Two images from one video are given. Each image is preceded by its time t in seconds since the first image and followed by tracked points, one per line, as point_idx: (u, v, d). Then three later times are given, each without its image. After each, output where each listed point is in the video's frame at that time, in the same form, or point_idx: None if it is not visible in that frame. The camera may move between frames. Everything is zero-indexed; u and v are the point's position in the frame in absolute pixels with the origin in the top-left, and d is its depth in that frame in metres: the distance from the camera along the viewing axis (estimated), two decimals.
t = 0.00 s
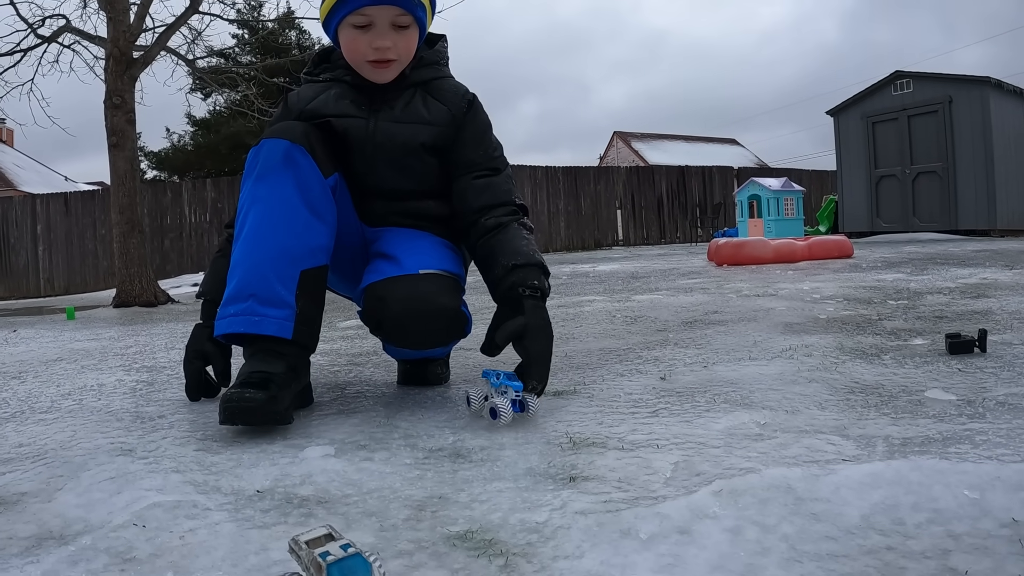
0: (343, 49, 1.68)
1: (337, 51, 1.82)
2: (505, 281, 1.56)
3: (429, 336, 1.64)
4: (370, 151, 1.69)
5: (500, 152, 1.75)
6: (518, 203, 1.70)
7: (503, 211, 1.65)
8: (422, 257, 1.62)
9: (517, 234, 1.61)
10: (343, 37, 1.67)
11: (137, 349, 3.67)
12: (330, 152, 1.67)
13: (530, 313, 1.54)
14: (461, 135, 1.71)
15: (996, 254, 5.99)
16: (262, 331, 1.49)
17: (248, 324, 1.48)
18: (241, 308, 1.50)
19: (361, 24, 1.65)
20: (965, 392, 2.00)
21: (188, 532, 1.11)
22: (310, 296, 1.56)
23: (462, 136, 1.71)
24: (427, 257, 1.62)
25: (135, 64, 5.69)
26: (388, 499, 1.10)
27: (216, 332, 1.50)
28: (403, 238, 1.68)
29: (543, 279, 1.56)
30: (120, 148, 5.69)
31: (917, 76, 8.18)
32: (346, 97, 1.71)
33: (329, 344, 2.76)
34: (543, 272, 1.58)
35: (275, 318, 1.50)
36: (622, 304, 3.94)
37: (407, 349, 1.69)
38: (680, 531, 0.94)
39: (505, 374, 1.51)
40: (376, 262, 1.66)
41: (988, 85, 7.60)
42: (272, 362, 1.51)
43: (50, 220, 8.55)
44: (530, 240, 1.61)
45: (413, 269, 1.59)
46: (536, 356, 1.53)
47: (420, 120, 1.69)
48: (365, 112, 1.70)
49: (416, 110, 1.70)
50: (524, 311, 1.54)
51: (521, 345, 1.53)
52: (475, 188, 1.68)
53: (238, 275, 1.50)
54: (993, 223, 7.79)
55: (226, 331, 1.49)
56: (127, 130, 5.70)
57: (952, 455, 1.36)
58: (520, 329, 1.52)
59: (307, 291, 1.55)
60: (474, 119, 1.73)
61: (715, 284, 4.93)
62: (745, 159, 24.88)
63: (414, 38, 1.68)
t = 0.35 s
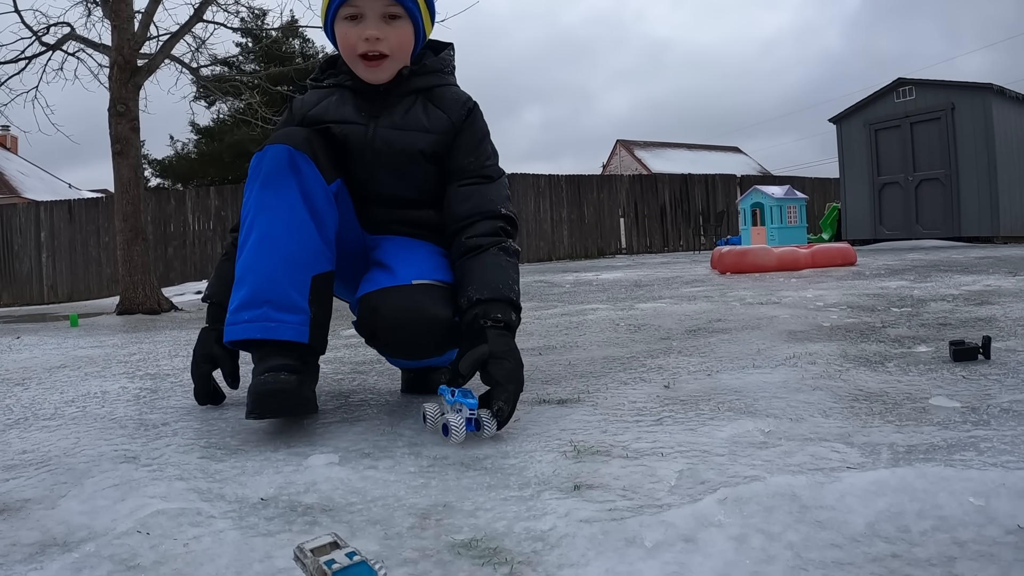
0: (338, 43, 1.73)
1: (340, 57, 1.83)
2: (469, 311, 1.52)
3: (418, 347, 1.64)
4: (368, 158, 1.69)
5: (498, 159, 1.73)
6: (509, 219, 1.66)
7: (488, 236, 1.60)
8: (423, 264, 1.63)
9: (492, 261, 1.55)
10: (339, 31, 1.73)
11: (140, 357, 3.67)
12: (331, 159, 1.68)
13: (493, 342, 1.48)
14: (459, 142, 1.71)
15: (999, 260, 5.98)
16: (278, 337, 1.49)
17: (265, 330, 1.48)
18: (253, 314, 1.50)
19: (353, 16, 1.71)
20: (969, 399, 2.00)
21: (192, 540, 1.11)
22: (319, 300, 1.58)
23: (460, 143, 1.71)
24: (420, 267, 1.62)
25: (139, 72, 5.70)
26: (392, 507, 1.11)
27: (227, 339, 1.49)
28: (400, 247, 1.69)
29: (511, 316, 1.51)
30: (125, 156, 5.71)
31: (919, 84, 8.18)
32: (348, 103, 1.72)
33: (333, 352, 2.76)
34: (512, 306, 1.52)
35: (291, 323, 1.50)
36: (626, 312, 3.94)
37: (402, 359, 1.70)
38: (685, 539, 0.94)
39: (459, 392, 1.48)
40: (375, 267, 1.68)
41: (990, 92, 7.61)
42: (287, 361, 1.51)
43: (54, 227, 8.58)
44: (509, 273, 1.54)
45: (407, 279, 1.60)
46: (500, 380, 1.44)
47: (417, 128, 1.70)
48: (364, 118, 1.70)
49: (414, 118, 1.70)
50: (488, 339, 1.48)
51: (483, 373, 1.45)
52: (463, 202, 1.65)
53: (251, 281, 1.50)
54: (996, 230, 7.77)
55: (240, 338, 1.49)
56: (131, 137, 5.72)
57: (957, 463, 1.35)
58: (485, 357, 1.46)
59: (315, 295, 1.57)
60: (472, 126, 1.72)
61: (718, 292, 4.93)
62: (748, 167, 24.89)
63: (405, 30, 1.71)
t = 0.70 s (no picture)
0: (348, 40, 1.77)
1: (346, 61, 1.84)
2: (477, 317, 1.51)
3: (432, 359, 1.62)
4: (381, 164, 1.70)
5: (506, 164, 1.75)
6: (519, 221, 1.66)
7: (495, 240, 1.61)
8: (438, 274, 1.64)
9: (496, 264, 1.55)
10: (348, 28, 1.78)
11: (143, 362, 3.68)
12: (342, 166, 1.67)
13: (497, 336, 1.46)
14: (470, 148, 1.72)
15: (1002, 266, 5.97)
16: (300, 349, 1.50)
17: (287, 342, 1.49)
18: (273, 326, 1.50)
19: (363, 12, 1.76)
20: (973, 406, 1.99)
21: (195, 546, 1.11)
22: (331, 310, 1.59)
23: (471, 148, 1.72)
24: (434, 279, 1.62)
25: (143, 79, 5.72)
26: (396, 514, 1.11)
27: (244, 351, 1.49)
28: (410, 255, 1.68)
29: (515, 312, 1.48)
30: (128, 162, 5.73)
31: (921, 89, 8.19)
32: (359, 108, 1.73)
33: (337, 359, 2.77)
34: (517, 302, 1.50)
35: (312, 336, 1.51)
36: (629, 319, 3.95)
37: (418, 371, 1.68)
38: (688, 546, 0.94)
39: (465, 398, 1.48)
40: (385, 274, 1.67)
41: (993, 98, 7.62)
42: (305, 374, 1.52)
43: (57, 233, 8.61)
44: (515, 273, 1.53)
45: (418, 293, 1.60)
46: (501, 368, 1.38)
47: (429, 133, 1.71)
48: (376, 123, 1.71)
49: (425, 123, 1.71)
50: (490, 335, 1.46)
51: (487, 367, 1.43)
52: (473, 207, 1.67)
53: (271, 292, 1.50)
54: (999, 235, 7.76)
55: (259, 350, 1.49)
56: (134, 143, 5.74)
57: (960, 470, 1.35)
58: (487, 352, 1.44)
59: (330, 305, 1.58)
60: (481, 132, 1.74)
61: (721, 299, 4.94)
62: (751, 173, 24.90)
63: (414, 23, 1.76)
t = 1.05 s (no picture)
0: (351, 31, 1.77)
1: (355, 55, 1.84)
2: (520, 347, 1.52)
3: (424, 376, 1.63)
4: (378, 169, 1.70)
5: (517, 169, 1.69)
6: (536, 228, 1.60)
7: (515, 255, 1.56)
8: (431, 285, 1.65)
9: (526, 282, 1.52)
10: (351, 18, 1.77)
11: (149, 361, 3.70)
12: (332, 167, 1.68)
13: (544, 364, 1.46)
14: (476, 153, 1.68)
15: (1009, 267, 5.95)
16: (298, 349, 1.50)
17: (283, 344, 1.50)
18: (270, 328, 1.51)
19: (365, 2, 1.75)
20: (978, 407, 1.99)
21: (199, 544, 1.11)
22: (332, 307, 1.59)
23: (477, 154, 1.68)
24: (424, 293, 1.62)
25: (149, 78, 5.73)
26: (400, 514, 1.11)
27: (245, 353, 1.51)
28: (403, 265, 1.69)
29: (557, 334, 1.49)
30: (134, 161, 5.74)
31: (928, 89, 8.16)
32: (358, 109, 1.72)
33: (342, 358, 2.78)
34: (553, 324, 1.50)
35: (309, 335, 1.52)
36: (634, 318, 3.95)
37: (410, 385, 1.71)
38: (693, 546, 0.94)
39: (466, 400, 1.52)
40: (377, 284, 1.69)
41: (1000, 97, 7.57)
42: (304, 376, 1.53)
43: (63, 232, 8.64)
44: (545, 290, 1.52)
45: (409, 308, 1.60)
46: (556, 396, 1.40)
47: (430, 138, 1.68)
48: (375, 127, 1.70)
49: (427, 128, 1.69)
50: (535, 367, 1.47)
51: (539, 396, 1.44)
52: (486, 215, 1.62)
53: (266, 294, 1.51)
54: (1005, 236, 7.73)
55: (258, 352, 1.51)
56: (140, 142, 5.76)
57: (965, 471, 1.35)
58: (538, 383, 1.45)
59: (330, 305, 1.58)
60: (490, 136, 1.69)
61: (727, 299, 4.94)
62: (756, 172, 24.86)
63: (418, 11, 1.74)
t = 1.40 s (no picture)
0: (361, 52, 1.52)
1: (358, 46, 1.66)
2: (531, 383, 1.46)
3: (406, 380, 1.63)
4: (382, 185, 1.64)
5: (535, 182, 1.58)
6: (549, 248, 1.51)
7: (527, 286, 1.48)
8: (416, 287, 1.64)
9: (544, 320, 1.45)
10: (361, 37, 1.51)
11: (155, 349, 3.71)
12: (319, 164, 1.71)
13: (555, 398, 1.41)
14: (485, 172, 1.60)
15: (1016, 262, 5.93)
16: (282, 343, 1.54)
17: (268, 339, 1.53)
18: (259, 323, 1.55)
19: (378, 22, 1.48)
20: (983, 402, 1.99)
21: (203, 533, 1.12)
22: (321, 298, 1.61)
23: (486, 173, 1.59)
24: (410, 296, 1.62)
25: (155, 68, 5.71)
26: (404, 503, 1.12)
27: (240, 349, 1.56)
28: (397, 263, 1.71)
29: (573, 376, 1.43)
30: (141, 150, 5.74)
31: (937, 82, 8.12)
32: (358, 125, 1.61)
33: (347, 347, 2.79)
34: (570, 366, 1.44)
35: (293, 329, 1.54)
36: (640, 309, 3.96)
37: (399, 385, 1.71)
38: (696, 538, 0.95)
39: (470, 389, 1.52)
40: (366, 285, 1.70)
41: (1008, 93, 7.56)
42: (287, 366, 1.57)
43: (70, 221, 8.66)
44: (560, 330, 1.45)
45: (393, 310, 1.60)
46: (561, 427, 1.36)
47: (439, 160, 1.60)
48: (378, 148, 1.60)
49: (435, 149, 1.59)
50: (546, 399, 1.42)
51: (547, 426, 1.38)
52: (494, 229, 1.53)
53: (250, 291, 1.55)
54: (1013, 231, 7.69)
55: (250, 348, 1.55)
56: (147, 132, 5.76)
57: (969, 466, 1.35)
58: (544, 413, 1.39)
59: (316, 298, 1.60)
60: (503, 153, 1.59)
61: (733, 291, 4.94)
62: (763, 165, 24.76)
63: (441, 40, 1.48)
